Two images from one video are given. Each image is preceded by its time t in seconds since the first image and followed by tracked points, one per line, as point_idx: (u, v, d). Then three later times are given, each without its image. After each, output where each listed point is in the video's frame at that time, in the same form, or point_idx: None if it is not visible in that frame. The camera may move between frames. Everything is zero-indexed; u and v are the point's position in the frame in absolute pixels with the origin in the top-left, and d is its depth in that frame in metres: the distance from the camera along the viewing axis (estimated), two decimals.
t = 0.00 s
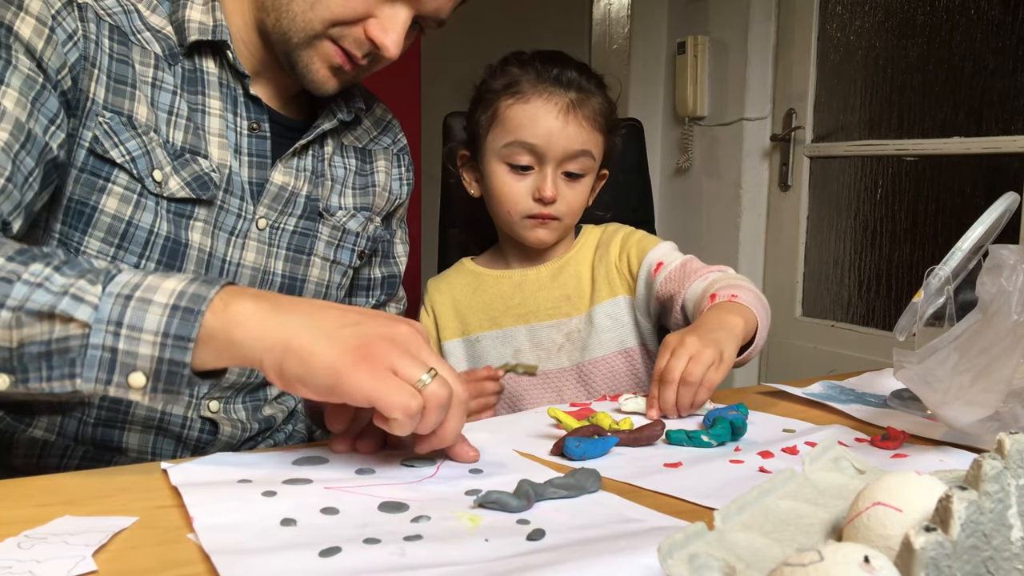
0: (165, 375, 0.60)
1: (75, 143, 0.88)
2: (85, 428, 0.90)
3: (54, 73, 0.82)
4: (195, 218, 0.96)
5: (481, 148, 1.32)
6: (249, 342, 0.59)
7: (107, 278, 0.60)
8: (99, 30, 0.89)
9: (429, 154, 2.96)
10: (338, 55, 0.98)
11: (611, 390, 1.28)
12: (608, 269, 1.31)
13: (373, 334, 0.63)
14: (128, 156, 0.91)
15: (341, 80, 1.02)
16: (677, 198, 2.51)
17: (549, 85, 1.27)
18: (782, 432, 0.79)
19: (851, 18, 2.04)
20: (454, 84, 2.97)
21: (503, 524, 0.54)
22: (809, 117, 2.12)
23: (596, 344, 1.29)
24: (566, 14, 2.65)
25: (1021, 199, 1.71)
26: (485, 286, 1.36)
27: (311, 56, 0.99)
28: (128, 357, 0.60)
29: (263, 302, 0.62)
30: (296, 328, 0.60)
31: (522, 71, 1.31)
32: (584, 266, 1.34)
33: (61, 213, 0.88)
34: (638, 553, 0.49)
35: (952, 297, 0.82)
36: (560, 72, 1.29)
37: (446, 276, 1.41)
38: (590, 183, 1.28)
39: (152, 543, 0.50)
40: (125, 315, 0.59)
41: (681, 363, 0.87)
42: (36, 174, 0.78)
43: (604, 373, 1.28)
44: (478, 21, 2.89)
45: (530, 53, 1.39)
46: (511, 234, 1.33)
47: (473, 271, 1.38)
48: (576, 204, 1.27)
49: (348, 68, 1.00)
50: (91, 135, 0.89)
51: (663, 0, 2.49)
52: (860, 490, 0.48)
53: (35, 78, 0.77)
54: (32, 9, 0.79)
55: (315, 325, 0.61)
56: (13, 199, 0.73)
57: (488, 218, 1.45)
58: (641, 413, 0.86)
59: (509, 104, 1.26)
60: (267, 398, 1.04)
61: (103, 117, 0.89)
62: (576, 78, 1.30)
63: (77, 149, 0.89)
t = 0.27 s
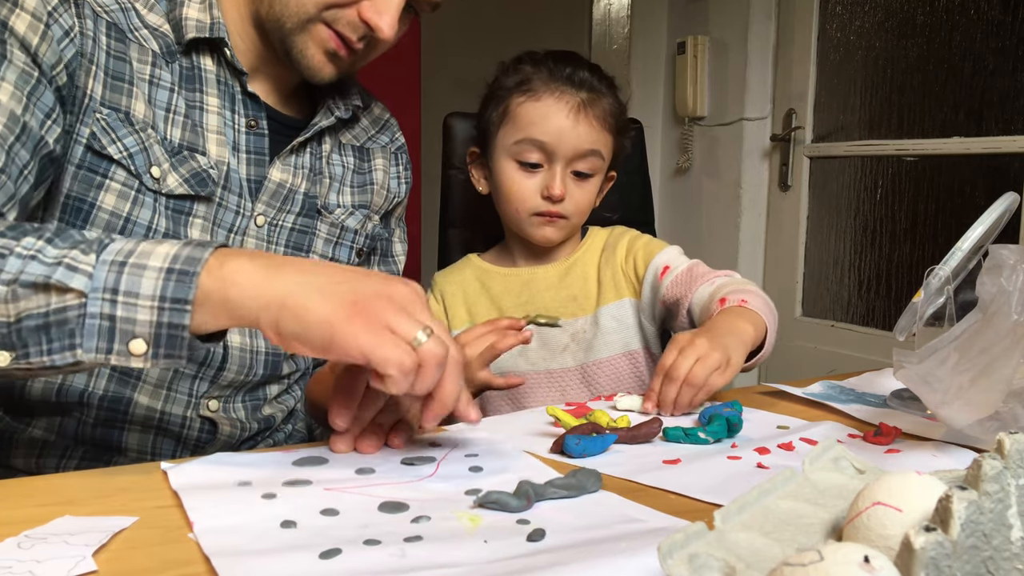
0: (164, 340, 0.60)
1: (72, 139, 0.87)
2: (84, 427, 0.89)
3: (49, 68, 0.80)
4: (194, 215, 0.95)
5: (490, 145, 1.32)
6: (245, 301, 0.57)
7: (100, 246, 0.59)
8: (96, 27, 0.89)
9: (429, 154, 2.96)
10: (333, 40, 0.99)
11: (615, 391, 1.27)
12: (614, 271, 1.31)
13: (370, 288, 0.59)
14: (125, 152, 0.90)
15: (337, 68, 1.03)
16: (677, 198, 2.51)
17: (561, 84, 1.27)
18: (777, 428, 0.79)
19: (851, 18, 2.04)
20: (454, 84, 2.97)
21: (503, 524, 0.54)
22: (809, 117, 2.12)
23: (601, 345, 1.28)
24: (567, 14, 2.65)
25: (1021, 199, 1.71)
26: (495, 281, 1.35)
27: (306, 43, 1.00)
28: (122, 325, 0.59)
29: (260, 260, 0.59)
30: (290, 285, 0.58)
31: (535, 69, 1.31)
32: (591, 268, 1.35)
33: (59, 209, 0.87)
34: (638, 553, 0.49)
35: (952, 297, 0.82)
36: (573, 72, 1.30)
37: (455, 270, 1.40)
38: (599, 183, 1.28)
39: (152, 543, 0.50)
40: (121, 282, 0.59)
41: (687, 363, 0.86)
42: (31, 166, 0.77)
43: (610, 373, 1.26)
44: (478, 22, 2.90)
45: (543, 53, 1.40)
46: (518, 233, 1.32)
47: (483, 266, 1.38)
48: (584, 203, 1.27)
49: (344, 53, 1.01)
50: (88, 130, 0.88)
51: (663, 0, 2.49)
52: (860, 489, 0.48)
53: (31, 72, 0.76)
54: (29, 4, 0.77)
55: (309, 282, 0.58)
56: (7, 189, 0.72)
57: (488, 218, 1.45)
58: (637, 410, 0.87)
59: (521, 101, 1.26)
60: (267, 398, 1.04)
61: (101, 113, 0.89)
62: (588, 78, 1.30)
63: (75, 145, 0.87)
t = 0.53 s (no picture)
0: (114, 324, 0.59)
1: (71, 145, 0.87)
2: (87, 426, 0.89)
3: (43, 83, 0.80)
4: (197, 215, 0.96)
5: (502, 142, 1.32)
6: (167, 268, 0.55)
7: (27, 249, 0.56)
8: (90, 31, 0.88)
9: (429, 153, 2.96)
10: (325, 26, 0.99)
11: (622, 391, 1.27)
12: (625, 272, 1.32)
13: (277, 208, 0.53)
14: (123, 155, 0.90)
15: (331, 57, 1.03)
16: (677, 198, 2.51)
17: (575, 82, 1.28)
18: (777, 428, 0.79)
19: (851, 18, 2.04)
20: (454, 84, 2.97)
21: (503, 524, 0.54)
22: (809, 117, 2.12)
23: (611, 345, 1.28)
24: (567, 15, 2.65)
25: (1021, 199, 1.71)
26: (508, 279, 1.34)
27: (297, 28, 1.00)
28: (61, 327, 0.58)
29: (163, 223, 0.56)
30: (195, 240, 0.54)
31: (548, 67, 1.31)
32: (601, 269, 1.35)
33: (60, 214, 0.87)
34: (638, 553, 0.49)
35: (952, 297, 0.82)
36: (587, 71, 1.30)
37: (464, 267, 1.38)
38: (610, 183, 1.29)
39: (152, 544, 0.50)
40: (57, 281, 0.57)
41: (698, 363, 0.87)
42: (29, 188, 0.78)
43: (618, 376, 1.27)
44: (478, 22, 2.90)
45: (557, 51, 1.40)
46: (528, 231, 1.32)
47: (496, 264, 1.36)
48: (594, 202, 1.27)
49: (338, 38, 1.01)
50: (86, 135, 0.88)
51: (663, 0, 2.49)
52: (860, 490, 0.48)
53: (22, 93, 0.76)
54: (16, 20, 0.77)
55: (220, 223, 0.54)
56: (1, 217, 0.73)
57: (488, 218, 1.45)
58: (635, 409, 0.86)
59: (535, 99, 1.27)
60: (269, 397, 1.04)
61: (98, 118, 0.88)
62: (602, 78, 1.31)
63: (73, 150, 0.87)
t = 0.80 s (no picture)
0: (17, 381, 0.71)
1: (34, 168, 0.89)
2: (87, 431, 0.90)
3: None
4: (179, 220, 0.96)
5: (513, 140, 1.32)
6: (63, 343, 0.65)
7: None
8: (46, 53, 0.88)
9: (429, 153, 2.96)
10: (297, 11, 0.96)
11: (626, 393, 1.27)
12: (634, 275, 1.32)
13: (137, 295, 0.58)
14: (86, 173, 0.90)
15: (312, 45, 0.98)
16: (677, 198, 2.51)
17: (588, 81, 1.27)
18: (777, 428, 0.79)
19: (851, 18, 2.04)
20: (455, 84, 2.97)
21: (503, 524, 0.54)
22: (809, 117, 2.12)
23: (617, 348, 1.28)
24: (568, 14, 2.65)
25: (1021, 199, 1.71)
26: (518, 279, 1.33)
27: (270, 20, 0.96)
28: None
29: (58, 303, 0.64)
30: (86, 325, 0.61)
31: (562, 66, 1.31)
32: (611, 269, 1.34)
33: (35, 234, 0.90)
34: (638, 553, 0.49)
35: (952, 297, 0.82)
36: (601, 70, 1.30)
37: (473, 265, 1.36)
38: (619, 184, 1.29)
39: (152, 543, 0.50)
40: None
41: (693, 369, 0.87)
42: None
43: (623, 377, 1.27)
44: (479, 21, 2.90)
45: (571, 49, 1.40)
46: (536, 228, 1.32)
47: (505, 264, 1.34)
48: (605, 202, 1.27)
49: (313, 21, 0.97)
50: (50, 157, 0.89)
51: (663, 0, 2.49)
52: (860, 490, 0.48)
53: None
54: None
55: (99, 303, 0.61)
56: None
57: (488, 219, 1.45)
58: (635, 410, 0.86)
59: (547, 97, 1.26)
60: (270, 395, 1.03)
61: (60, 138, 0.89)
62: (615, 77, 1.30)
63: (37, 172, 0.89)
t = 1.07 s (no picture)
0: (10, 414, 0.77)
1: None
2: (78, 437, 0.90)
3: None
4: (151, 228, 0.96)
5: (519, 140, 1.31)
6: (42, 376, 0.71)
7: None
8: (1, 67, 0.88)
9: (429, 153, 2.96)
10: None
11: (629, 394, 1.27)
12: (637, 276, 1.32)
13: (100, 334, 0.64)
14: (50, 188, 0.90)
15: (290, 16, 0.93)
16: (677, 198, 2.51)
17: (596, 83, 1.28)
18: (777, 428, 0.79)
19: (851, 18, 2.04)
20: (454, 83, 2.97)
21: (503, 524, 0.54)
22: (809, 117, 2.12)
23: (619, 350, 1.29)
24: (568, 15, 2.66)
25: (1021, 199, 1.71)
26: (521, 280, 1.33)
27: None
28: None
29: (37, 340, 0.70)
30: (61, 365, 0.68)
31: (570, 66, 1.31)
32: (613, 271, 1.34)
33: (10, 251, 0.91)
34: (638, 553, 0.49)
35: (952, 297, 0.82)
36: (609, 72, 1.30)
37: (476, 265, 1.36)
38: (625, 187, 1.29)
39: (152, 544, 0.50)
40: None
41: (693, 373, 0.87)
42: None
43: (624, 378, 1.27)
44: (478, 22, 2.90)
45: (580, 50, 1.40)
46: (540, 228, 1.32)
47: (508, 264, 1.34)
48: (609, 205, 1.27)
49: None
50: (13, 175, 0.89)
51: None
52: (860, 490, 0.48)
53: None
54: None
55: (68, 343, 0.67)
56: None
57: (488, 219, 1.45)
58: (637, 410, 0.87)
59: (554, 98, 1.26)
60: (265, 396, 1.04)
61: (21, 154, 0.89)
62: (624, 79, 1.30)
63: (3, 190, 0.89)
